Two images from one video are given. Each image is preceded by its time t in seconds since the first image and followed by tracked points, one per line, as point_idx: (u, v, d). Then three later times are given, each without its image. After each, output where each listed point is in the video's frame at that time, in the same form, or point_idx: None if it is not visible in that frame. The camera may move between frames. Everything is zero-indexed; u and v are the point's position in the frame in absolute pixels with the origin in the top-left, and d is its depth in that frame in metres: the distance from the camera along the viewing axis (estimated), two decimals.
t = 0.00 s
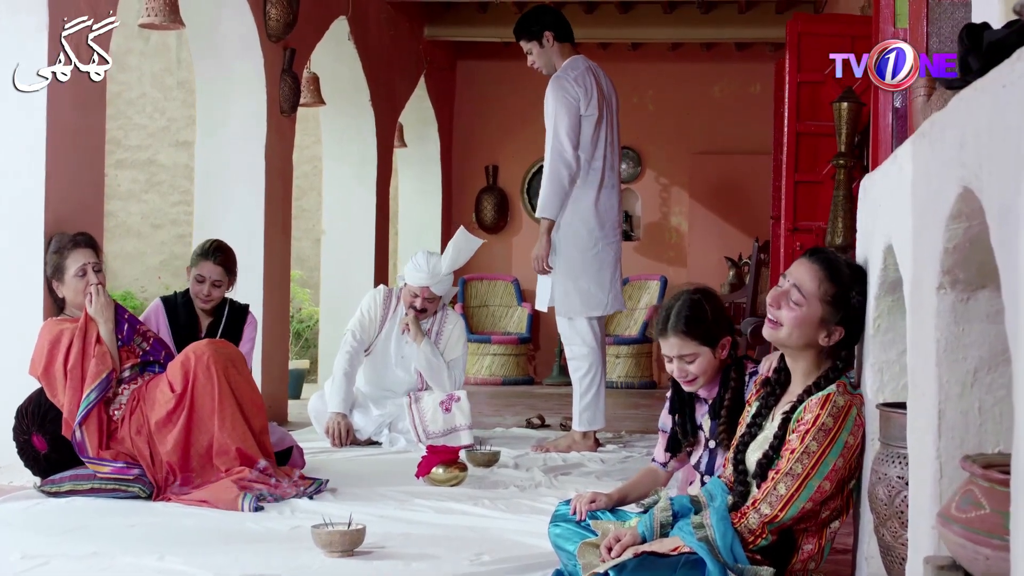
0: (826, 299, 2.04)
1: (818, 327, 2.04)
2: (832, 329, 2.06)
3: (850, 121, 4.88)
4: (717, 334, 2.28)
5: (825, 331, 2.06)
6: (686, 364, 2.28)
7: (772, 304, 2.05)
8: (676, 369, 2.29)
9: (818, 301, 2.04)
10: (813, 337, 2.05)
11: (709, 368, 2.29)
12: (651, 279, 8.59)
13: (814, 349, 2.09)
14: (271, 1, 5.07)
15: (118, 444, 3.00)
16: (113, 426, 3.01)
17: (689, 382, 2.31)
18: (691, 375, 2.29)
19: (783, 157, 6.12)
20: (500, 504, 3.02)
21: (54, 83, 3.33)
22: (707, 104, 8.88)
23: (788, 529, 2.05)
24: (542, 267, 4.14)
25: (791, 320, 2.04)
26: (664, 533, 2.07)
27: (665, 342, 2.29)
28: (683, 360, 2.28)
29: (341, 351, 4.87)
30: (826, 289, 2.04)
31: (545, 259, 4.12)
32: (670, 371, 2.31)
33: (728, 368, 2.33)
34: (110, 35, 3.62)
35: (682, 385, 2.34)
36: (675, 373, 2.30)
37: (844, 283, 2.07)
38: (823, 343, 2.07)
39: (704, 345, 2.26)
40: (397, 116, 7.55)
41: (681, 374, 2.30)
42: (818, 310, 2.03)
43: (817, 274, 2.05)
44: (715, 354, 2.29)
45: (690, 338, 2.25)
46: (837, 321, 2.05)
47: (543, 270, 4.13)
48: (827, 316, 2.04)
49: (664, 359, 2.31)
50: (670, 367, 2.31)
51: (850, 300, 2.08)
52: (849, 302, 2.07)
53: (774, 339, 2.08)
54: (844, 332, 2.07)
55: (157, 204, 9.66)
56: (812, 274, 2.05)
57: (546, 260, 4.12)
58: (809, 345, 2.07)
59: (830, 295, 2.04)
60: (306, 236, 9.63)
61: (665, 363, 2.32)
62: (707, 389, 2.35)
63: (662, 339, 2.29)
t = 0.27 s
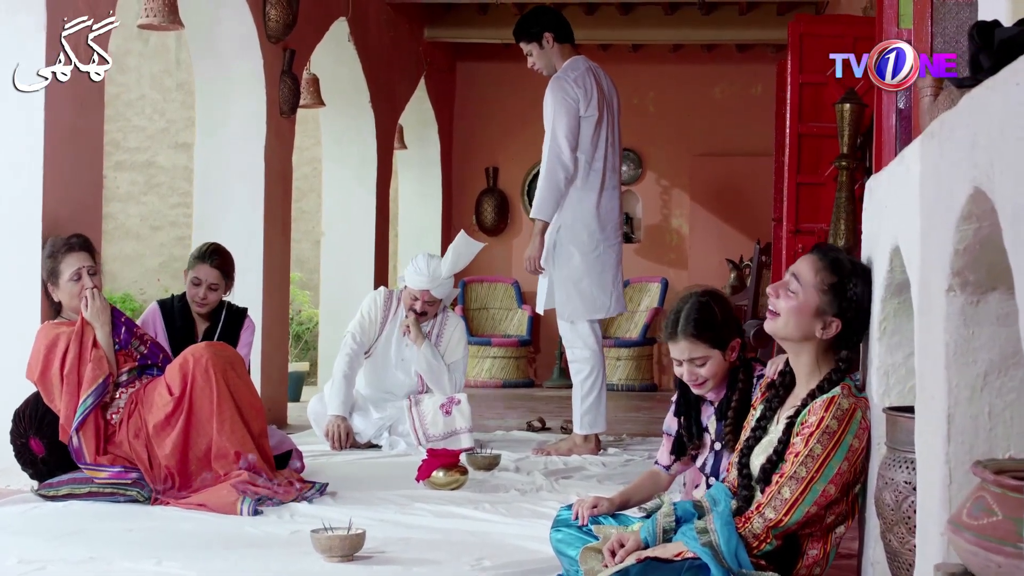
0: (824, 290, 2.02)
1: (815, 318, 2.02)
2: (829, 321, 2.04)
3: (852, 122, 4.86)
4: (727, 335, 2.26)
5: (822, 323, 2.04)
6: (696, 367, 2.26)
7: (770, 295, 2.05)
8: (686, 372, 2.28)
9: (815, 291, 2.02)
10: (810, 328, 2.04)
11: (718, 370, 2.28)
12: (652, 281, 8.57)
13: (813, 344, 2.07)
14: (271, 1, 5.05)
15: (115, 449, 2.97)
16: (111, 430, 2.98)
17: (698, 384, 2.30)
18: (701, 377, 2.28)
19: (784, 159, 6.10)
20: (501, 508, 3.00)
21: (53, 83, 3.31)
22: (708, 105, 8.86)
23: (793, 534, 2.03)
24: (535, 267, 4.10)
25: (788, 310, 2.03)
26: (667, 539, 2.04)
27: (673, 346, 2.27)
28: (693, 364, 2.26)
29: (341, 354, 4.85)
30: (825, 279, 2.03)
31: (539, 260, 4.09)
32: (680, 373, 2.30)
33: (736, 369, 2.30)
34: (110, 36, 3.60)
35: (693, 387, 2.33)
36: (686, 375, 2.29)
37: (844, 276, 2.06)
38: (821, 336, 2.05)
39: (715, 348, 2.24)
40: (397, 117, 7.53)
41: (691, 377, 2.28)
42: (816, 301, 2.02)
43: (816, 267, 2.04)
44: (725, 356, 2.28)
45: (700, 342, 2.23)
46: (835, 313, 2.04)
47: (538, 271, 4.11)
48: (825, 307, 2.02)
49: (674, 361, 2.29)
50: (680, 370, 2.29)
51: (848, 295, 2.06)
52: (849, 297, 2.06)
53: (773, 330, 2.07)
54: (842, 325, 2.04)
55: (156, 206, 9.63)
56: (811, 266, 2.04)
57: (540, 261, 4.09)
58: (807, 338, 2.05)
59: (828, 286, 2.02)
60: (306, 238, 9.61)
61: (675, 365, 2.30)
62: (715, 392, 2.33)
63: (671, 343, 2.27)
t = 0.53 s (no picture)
0: (824, 282, 2.01)
1: (813, 309, 2.01)
2: (828, 314, 2.01)
3: (855, 125, 4.84)
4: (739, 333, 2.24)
5: (821, 315, 2.01)
6: (708, 367, 2.23)
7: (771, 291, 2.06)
8: (698, 373, 2.24)
9: (814, 283, 2.02)
10: (808, 320, 2.02)
11: (731, 371, 2.25)
12: (653, 284, 8.55)
13: (815, 339, 2.04)
14: (271, 2, 5.03)
15: (113, 453, 2.94)
16: (109, 434, 2.95)
17: (710, 386, 2.27)
18: (713, 378, 2.24)
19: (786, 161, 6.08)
20: (502, 512, 2.98)
21: (53, 83, 3.29)
22: (708, 108, 8.85)
23: (799, 538, 2.00)
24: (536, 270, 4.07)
25: (788, 304, 2.03)
26: (671, 544, 2.02)
27: (685, 345, 2.24)
28: (705, 364, 2.23)
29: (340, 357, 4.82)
30: (825, 272, 2.02)
31: (542, 262, 4.05)
32: (691, 375, 2.27)
33: (745, 370, 2.27)
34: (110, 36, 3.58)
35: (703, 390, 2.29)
36: (698, 376, 2.25)
37: (845, 271, 2.05)
38: (821, 329, 2.02)
39: (727, 348, 2.22)
40: (398, 119, 7.51)
41: (703, 378, 2.25)
42: (815, 293, 2.01)
43: (817, 262, 2.05)
44: (736, 356, 2.25)
45: (714, 341, 2.20)
46: (834, 305, 2.01)
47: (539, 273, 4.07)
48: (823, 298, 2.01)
49: (685, 362, 2.26)
50: (691, 372, 2.26)
51: (849, 289, 2.04)
52: (850, 292, 2.04)
53: (775, 328, 2.06)
54: (842, 316, 2.01)
55: (156, 208, 9.61)
56: (812, 261, 2.05)
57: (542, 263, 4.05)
58: (807, 331, 2.03)
59: (828, 277, 2.01)
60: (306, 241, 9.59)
61: (687, 368, 2.27)
62: (723, 394, 2.30)
63: (683, 343, 2.24)
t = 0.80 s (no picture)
0: (825, 279, 2.01)
1: (814, 305, 2.01)
2: (829, 309, 2.01)
3: (857, 124, 4.82)
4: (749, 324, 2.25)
5: (823, 310, 2.01)
6: (717, 361, 2.24)
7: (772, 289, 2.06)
8: (708, 367, 2.25)
9: (815, 279, 2.02)
10: (810, 316, 2.02)
11: (739, 365, 2.26)
12: (653, 284, 8.53)
13: (816, 336, 2.04)
14: (270, 1, 5.02)
15: (112, 454, 2.93)
16: (107, 435, 2.93)
17: (717, 381, 2.27)
18: (720, 373, 2.25)
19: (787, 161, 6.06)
20: (503, 514, 2.96)
21: (53, 83, 3.28)
22: (709, 108, 8.83)
23: (804, 539, 1.98)
24: (548, 268, 4.00)
25: (789, 301, 2.03)
26: (677, 547, 2.01)
27: (693, 339, 2.25)
28: (713, 358, 2.24)
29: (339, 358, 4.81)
30: (827, 268, 2.03)
31: (555, 261, 4.00)
32: (699, 370, 2.27)
33: (750, 369, 2.27)
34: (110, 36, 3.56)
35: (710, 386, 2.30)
36: (705, 370, 2.26)
37: (847, 267, 2.05)
38: (822, 325, 2.02)
39: (735, 341, 2.23)
40: (398, 119, 7.49)
41: (711, 373, 2.26)
42: (816, 289, 2.01)
43: (819, 260, 2.05)
44: (744, 349, 2.26)
45: (723, 334, 2.22)
46: (835, 301, 2.01)
47: (551, 272, 4.00)
48: (825, 293, 2.01)
49: (693, 356, 2.27)
50: (699, 365, 2.27)
51: (851, 285, 2.04)
52: (852, 289, 2.04)
53: (777, 327, 2.06)
54: (843, 313, 2.01)
55: (155, 208, 9.59)
56: (814, 260, 2.05)
57: (555, 262, 3.99)
58: (809, 327, 2.02)
59: (828, 274, 2.01)
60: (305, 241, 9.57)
61: (694, 361, 2.28)
62: (728, 391, 2.29)
63: (692, 336, 2.24)
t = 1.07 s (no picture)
0: (827, 273, 2.01)
1: (816, 299, 2.00)
2: (832, 302, 2.00)
3: (860, 124, 4.80)
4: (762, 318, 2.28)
5: (825, 304, 2.00)
6: (733, 339, 2.23)
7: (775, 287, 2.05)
8: (723, 345, 2.23)
9: (817, 274, 2.02)
10: (813, 310, 2.00)
11: (752, 351, 2.25)
12: (654, 284, 8.51)
13: (819, 332, 2.02)
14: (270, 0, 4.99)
15: (110, 455, 2.91)
16: (106, 436, 2.91)
17: (731, 364, 2.24)
18: (736, 353, 2.23)
19: (790, 160, 6.04)
20: (504, 516, 2.93)
21: (53, 83, 3.25)
22: (710, 107, 8.81)
23: (810, 541, 1.96)
24: (559, 267, 3.97)
25: (791, 297, 2.03)
26: (682, 549, 1.98)
27: (711, 317, 2.26)
28: (729, 335, 2.23)
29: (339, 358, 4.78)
30: (829, 263, 2.02)
31: (564, 259, 3.97)
32: (711, 353, 2.25)
33: (756, 367, 2.25)
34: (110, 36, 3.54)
35: (720, 374, 2.26)
36: (719, 350, 2.24)
37: (848, 262, 2.05)
38: (826, 319, 2.01)
39: (752, 324, 2.25)
40: (399, 119, 7.46)
41: (724, 354, 2.24)
42: (818, 284, 2.00)
43: (820, 257, 2.05)
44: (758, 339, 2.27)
45: (741, 312, 2.25)
46: (838, 294, 2.00)
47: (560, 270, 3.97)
48: (827, 287, 2.00)
49: (708, 336, 2.26)
50: (714, 345, 2.24)
51: (853, 278, 2.04)
52: (856, 284, 2.04)
53: (780, 324, 2.05)
54: (846, 305, 2.00)
55: (155, 208, 9.57)
56: (815, 258, 2.05)
57: (564, 260, 3.97)
58: (812, 322, 2.01)
59: (830, 269, 2.01)
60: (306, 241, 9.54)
61: (708, 343, 2.26)
62: (733, 382, 2.27)
63: (710, 313, 2.26)
